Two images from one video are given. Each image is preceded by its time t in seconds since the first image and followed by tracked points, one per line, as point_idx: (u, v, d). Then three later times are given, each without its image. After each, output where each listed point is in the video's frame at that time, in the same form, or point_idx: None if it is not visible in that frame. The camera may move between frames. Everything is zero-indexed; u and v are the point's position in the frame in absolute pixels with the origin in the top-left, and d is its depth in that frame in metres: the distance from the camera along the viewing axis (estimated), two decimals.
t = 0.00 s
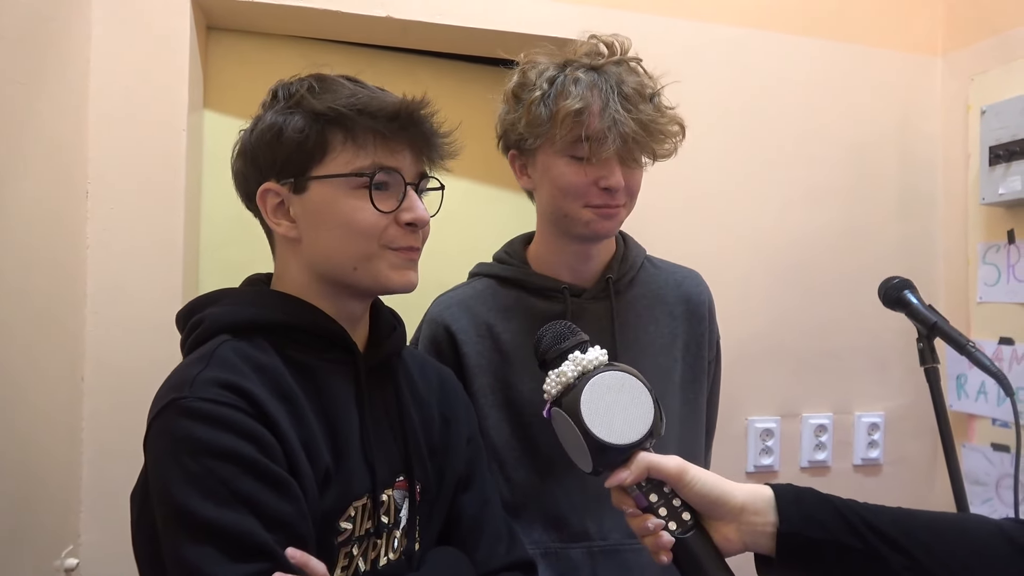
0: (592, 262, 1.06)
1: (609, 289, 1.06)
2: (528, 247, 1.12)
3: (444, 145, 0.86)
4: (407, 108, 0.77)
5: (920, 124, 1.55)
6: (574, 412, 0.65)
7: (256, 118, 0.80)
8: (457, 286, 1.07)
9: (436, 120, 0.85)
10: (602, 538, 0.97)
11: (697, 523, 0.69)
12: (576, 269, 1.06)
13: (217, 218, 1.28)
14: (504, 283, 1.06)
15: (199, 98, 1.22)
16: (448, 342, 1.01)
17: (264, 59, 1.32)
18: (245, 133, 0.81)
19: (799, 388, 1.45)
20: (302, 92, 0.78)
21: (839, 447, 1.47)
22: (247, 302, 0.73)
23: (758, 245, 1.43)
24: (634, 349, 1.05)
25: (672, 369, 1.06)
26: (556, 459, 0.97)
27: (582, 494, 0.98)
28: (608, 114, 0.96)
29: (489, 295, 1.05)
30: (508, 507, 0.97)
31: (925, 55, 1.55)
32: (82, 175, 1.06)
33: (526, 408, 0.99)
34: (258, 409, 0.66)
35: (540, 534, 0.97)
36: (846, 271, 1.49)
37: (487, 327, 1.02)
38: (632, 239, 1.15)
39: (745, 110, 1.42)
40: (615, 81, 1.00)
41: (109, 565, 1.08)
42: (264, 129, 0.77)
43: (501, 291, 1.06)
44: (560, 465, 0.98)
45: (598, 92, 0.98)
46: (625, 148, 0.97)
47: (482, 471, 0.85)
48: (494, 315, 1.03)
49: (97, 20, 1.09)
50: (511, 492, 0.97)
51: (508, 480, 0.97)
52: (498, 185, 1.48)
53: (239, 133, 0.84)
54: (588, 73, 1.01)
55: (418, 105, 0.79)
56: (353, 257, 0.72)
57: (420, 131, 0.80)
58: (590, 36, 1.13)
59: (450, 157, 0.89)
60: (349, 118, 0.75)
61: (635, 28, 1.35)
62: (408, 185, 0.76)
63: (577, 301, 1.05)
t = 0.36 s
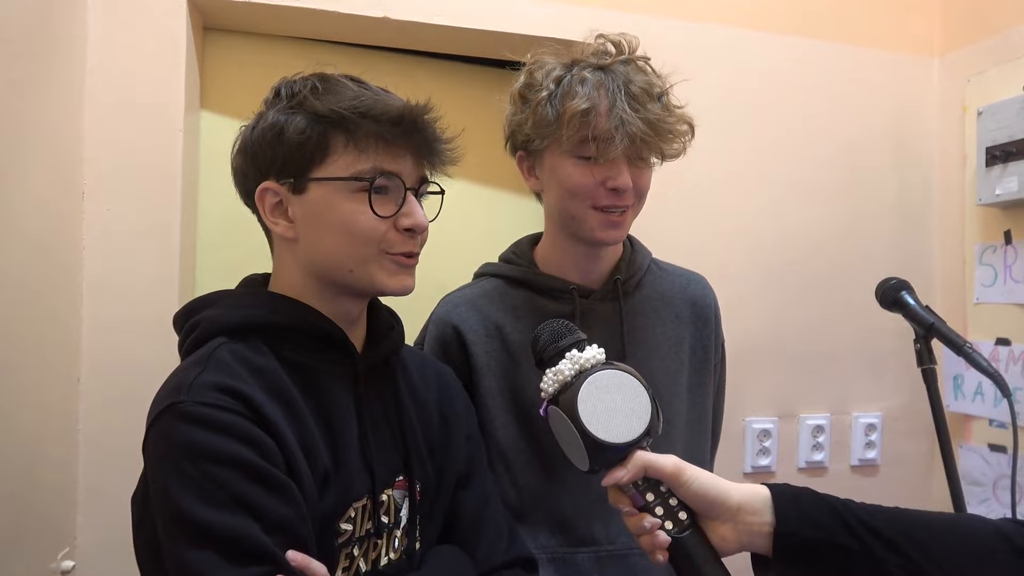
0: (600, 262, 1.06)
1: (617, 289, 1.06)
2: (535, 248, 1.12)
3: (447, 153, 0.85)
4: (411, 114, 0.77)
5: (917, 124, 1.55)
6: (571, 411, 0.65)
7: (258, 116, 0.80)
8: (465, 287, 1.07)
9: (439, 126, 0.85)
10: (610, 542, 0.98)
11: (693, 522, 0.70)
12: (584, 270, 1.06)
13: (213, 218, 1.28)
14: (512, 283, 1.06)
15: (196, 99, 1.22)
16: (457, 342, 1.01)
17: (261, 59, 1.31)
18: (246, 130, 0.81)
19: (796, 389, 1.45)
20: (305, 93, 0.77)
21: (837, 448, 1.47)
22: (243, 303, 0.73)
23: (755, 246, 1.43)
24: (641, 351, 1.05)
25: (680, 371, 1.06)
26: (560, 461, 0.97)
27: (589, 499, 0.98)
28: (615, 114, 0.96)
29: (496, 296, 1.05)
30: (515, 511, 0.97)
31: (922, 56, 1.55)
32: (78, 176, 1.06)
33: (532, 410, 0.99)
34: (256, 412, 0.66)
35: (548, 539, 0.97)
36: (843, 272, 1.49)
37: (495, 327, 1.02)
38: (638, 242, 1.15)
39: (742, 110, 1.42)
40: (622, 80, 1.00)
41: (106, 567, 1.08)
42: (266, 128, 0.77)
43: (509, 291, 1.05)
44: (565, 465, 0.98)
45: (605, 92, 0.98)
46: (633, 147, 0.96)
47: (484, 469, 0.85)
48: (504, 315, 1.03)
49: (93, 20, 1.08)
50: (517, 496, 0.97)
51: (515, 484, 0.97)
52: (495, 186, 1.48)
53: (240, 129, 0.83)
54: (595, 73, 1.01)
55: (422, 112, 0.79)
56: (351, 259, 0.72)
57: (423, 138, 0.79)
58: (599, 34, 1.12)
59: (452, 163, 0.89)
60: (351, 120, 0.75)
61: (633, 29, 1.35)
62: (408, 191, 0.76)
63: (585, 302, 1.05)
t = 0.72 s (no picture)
0: (604, 264, 1.06)
1: (623, 289, 1.07)
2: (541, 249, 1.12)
3: (455, 155, 0.85)
4: (420, 117, 0.77)
5: (915, 125, 1.55)
6: (581, 405, 0.66)
7: (269, 117, 0.80)
8: (472, 285, 1.08)
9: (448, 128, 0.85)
10: (613, 541, 0.97)
11: (700, 517, 0.70)
12: (588, 272, 1.06)
13: (213, 218, 1.28)
14: (517, 283, 1.07)
15: (195, 99, 1.22)
16: (461, 341, 1.01)
17: (261, 60, 1.31)
18: (258, 131, 0.81)
19: (795, 390, 1.45)
20: (316, 95, 0.78)
21: (834, 449, 1.48)
22: (250, 304, 0.73)
23: (754, 246, 1.43)
24: (647, 351, 1.05)
25: (687, 371, 1.06)
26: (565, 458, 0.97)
27: (593, 498, 0.98)
28: (615, 116, 0.96)
29: (501, 295, 1.06)
30: (517, 507, 0.98)
31: (920, 57, 1.56)
32: (76, 176, 1.06)
33: (538, 408, 0.99)
34: (262, 413, 0.66)
35: (550, 537, 0.97)
36: (841, 274, 1.49)
37: (500, 325, 1.02)
38: (645, 243, 1.16)
39: (741, 111, 1.42)
40: (622, 82, 1.00)
41: (104, 567, 1.08)
42: (277, 130, 0.77)
43: (514, 291, 1.06)
44: (571, 462, 0.98)
45: (605, 94, 0.98)
46: (634, 149, 0.96)
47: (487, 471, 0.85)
48: (509, 314, 1.03)
49: (93, 20, 1.08)
50: (520, 493, 0.98)
51: (519, 481, 0.98)
52: (495, 187, 1.48)
53: (251, 129, 0.83)
54: (596, 76, 1.01)
55: (431, 115, 0.79)
56: (356, 261, 0.72)
57: (432, 140, 0.79)
58: (601, 38, 1.13)
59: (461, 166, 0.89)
60: (361, 123, 0.75)
61: (632, 30, 1.35)
62: (417, 193, 0.76)
63: (589, 301, 1.06)
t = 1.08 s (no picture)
0: (607, 263, 1.07)
1: (626, 289, 1.07)
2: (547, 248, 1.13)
3: (457, 154, 0.85)
4: (422, 115, 0.77)
5: (912, 126, 1.56)
6: (583, 404, 0.66)
7: (272, 117, 0.80)
8: (477, 282, 1.09)
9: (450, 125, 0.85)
10: (611, 538, 0.98)
11: (699, 517, 0.70)
12: (593, 271, 1.07)
13: (211, 218, 1.28)
14: (521, 280, 1.08)
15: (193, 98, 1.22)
16: (466, 336, 1.02)
17: (259, 59, 1.31)
18: (261, 131, 0.81)
19: (791, 389, 1.46)
20: (319, 94, 0.78)
21: (831, 448, 1.48)
22: (256, 303, 0.73)
23: (751, 247, 1.44)
24: (649, 351, 1.06)
25: (689, 371, 1.06)
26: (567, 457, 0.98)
27: (592, 493, 0.98)
28: (616, 115, 0.96)
29: (507, 292, 1.06)
30: (517, 503, 0.98)
31: (917, 58, 1.56)
32: (74, 175, 1.06)
33: (539, 404, 1.00)
34: (268, 412, 0.66)
35: (548, 531, 0.98)
36: (838, 274, 1.50)
37: (503, 322, 1.03)
38: (650, 243, 1.16)
39: (738, 112, 1.43)
40: (625, 83, 1.00)
41: (102, 566, 1.08)
42: (280, 130, 0.77)
43: (519, 289, 1.07)
44: (571, 459, 0.99)
45: (607, 95, 0.98)
46: (635, 148, 0.96)
47: (490, 470, 0.85)
48: (513, 311, 1.04)
49: (92, 19, 1.08)
50: (520, 488, 0.98)
51: (520, 477, 0.98)
52: (494, 187, 1.49)
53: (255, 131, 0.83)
54: (598, 77, 1.02)
55: (432, 112, 0.79)
56: (362, 257, 0.72)
57: (434, 137, 0.79)
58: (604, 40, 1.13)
59: (463, 164, 0.89)
60: (364, 122, 0.75)
61: (631, 31, 1.36)
62: (420, 189, 0.76)
63: (593, 301, 1.06)
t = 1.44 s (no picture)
0: (609, 264, 1.07)
1: (628, 291, 1.07)
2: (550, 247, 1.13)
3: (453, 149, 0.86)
4: (418, 111, 0.78)
5: (908, 127, 1.57)
6: (580, 405, 0.67)
7: (266, 119, 0.80)
8: (480, 282, 1.09)
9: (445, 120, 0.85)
10: (610, 533, 0.98)
11: (698, 516, 0.71)
12: (596, 270, 1.07)
13: (208, 219, 1.28)
14: (525, 280, 1.08)
15: (190, 99, 1.22)
16: (471, 334, 1.02)
17: (256, 59, 1.31)
18: (255, 134, 0.81)
19: (787, 389, 1.46)
20: (313, 94, 0.77)
21: (827, 448, 1.49)
22: (256, 304, 0.72)
23: (748, 247, 1.44)
24: (649, 352, 1.06)
25: (686, 372, 1.07)
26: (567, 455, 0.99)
27: (593, 490, 0.99)
28: (615, 119, 0.97)
29: (511, 291, 1.07)
30: (517, 500, 0.99)
31: (912, 59, 1.57)
32: (71, 176, 1.06)
33: (541, 403, 1.00)
34: (273, 413, 0.66)
35: (548, 526, 0.98)
36: (834, 275, 1.51)
37: (508, 321, 1.03)
38: (651, 245, 1.16)
39: (734, 112, 1.43)
40: (623, 87, 1.01)
41: (100, 567, 1.08)
42: (275, 131, 0.77)
43: (523, 288, 1.07)
44: (571, 458, 0.99)
45: (606, 99, 0.99)
46: (634, 151, 0.97)
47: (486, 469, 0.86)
48: (517, 310, 1.04)
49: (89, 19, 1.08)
50: (522, 485, 0.99)
51: (522, 474, 0.99)
52: (491, 187, 1.49)
53: (248, 133, 0.83)
54: (596, 81, 1.02)
55: (428, 108, 0.79)
56: (360, 257, 0.72)
57: (430, 134, 0.80)
58: (601, 43, 1.13)
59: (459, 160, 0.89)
60: (359, 120, 0.75)
61: (627, 32, 1.36)
62: (416, 187, 0.76)
63: (597, 302, 1.06)
